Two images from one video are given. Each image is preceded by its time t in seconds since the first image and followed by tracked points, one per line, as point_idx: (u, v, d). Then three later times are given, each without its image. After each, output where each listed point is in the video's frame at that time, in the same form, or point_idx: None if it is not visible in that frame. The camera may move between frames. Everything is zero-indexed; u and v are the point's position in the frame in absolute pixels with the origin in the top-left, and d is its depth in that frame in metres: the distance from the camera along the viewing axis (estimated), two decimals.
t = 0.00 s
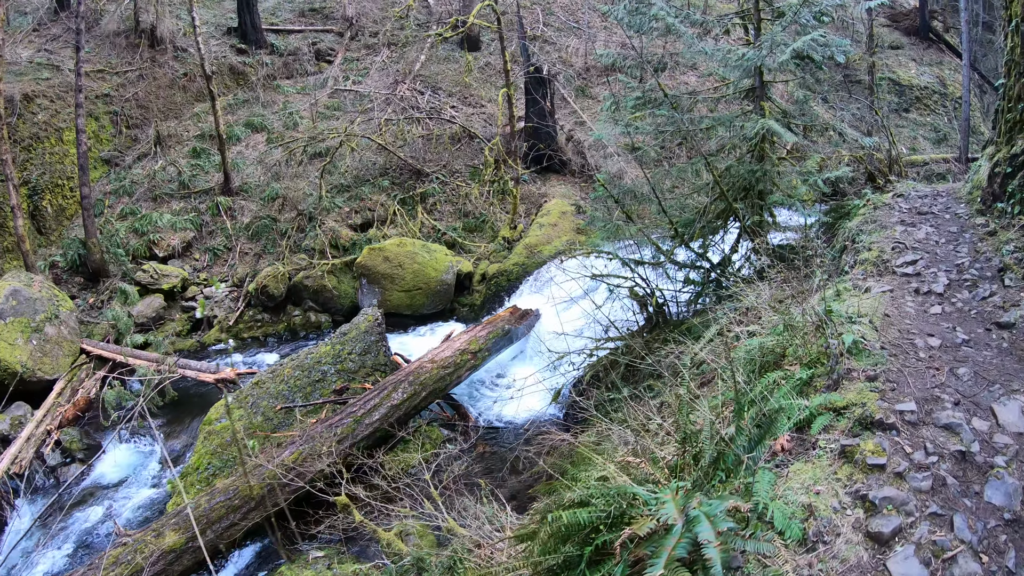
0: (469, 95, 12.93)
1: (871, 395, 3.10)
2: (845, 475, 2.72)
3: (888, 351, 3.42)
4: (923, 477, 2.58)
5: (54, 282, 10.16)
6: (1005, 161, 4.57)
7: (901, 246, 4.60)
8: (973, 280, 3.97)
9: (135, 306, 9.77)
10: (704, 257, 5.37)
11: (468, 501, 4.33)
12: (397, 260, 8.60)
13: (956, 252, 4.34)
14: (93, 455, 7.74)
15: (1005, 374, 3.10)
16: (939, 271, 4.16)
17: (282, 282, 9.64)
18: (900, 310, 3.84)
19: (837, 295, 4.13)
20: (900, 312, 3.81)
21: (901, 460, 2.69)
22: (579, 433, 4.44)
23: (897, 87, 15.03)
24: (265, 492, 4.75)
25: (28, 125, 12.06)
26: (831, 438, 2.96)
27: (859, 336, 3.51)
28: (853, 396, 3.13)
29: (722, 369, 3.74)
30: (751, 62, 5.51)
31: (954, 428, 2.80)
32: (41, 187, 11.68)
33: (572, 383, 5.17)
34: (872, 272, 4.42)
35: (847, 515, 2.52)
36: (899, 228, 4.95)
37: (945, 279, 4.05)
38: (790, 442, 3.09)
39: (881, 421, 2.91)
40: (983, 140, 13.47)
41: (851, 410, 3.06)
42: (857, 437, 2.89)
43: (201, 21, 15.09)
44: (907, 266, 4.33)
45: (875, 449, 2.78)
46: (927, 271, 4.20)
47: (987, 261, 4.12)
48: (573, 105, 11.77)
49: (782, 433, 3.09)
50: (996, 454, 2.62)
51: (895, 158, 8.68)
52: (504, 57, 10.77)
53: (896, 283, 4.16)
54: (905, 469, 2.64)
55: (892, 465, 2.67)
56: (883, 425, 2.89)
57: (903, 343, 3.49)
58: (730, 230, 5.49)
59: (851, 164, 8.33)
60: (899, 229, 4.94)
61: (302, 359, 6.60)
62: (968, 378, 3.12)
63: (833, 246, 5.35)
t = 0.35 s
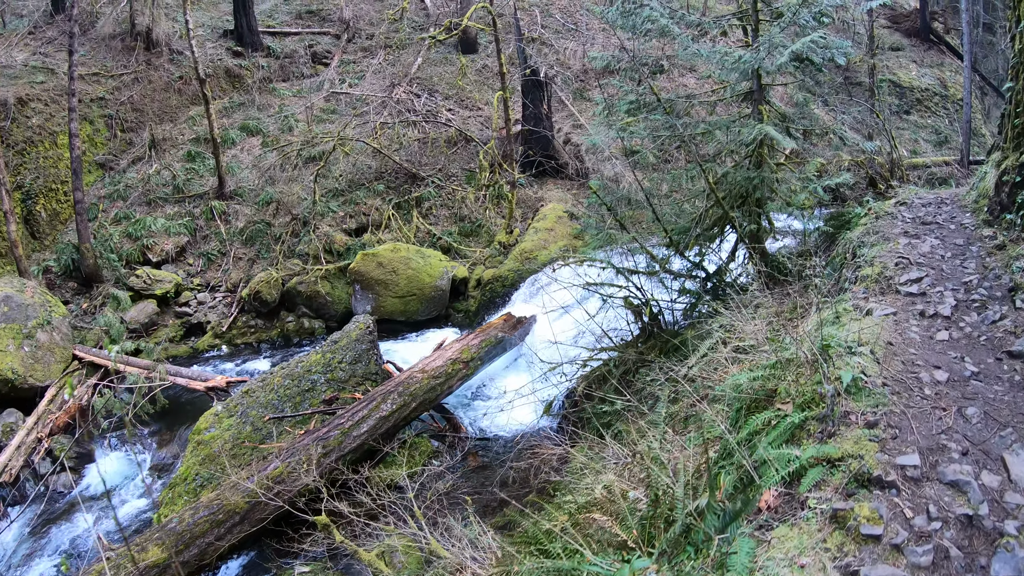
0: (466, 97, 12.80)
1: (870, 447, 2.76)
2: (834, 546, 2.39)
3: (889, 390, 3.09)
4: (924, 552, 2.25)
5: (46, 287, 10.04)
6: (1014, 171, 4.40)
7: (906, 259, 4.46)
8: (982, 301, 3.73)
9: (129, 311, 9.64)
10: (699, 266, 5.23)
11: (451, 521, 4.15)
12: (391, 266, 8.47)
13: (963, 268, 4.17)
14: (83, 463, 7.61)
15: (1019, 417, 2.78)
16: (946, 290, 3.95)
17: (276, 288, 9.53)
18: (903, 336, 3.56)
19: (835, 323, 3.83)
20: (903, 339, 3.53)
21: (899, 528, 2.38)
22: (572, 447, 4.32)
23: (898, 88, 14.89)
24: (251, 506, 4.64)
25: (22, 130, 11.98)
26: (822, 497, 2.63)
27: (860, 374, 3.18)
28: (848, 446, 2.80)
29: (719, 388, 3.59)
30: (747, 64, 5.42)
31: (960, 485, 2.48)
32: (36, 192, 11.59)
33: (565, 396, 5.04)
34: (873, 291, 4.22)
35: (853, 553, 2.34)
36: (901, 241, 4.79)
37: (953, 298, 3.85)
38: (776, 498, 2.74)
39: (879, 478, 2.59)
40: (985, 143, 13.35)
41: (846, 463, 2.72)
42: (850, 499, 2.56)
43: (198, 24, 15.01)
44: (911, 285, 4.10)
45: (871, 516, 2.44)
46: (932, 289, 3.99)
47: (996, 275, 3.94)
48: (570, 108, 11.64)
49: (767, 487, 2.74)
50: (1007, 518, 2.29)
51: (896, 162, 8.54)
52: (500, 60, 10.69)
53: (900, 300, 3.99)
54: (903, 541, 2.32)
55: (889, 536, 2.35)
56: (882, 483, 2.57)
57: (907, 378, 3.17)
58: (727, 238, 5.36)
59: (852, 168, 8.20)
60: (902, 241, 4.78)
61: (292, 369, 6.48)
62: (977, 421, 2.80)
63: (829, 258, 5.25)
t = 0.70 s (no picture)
0: (463, 99, 12.74)
1: (847, 490, 2.68)
2: None
3: (874, 424, 2.99)
4: None
5: (41, 292, 10.02)
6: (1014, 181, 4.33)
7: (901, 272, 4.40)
8: (978, 321, 3.64)
9: (124, 316, 9.62)
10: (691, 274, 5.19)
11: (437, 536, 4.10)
12: (385, 272, 8.41)
13: (958, 283, 4.10)
14: (78, 469, 7.53)
15: (1011, 454, 2.66)
16: (940, 307, 3.88)
17: (271, 293, 9.49)
18: (893, 361, 3.48)
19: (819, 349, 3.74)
20: (893, 365, 3.44)
21: None
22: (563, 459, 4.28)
23: (897, 90, 14.82)
24: (241, 515, 4.58)
25: (19, 134, 11.97)
26: (791, 546, 2.57)
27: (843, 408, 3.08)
28: (824, 489, 2.71)
29: (709, 404, 3.53)
30: (739, 69, 5.39)
31: (941, 535, 2.39)
32: (32, 197, 11.57)
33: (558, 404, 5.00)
34: (862, 310, 4.17)
35: None
36: (896, 252, 4.72)
37: (947, 316, 3.78)
38: (743, 544, 2.66)
39: (854, 527, 2.51)
40: (984, 145, 13.29)
41: (820, 508, 2.65)
42: (820, 551, 2.50)
43: (194, 27, 14.99)
44: (904, 303, 4.03)
45: (840, 572, 2.38)
46: (926, 307, 3.92)
47: (993, 291, 3.86)
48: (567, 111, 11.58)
49: (734, 531, 2.69)
50: None
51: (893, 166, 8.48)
52: (495, 64, 10.68)
53: (892, 318, 3.93)
54: None
55: None
56: (856, 532, 2.49)
57: (894, 410, 3.07)
58: (719, 246, 5.33)
59: (849, 173, 8.13)
60: (897, 253, 4.71)
61: (285, 376, 6.44)
62: (966, 459, 2.70)
63: (824, 270, 5.19)
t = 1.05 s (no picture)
0: (458, 100, 12.69)
1: (803, 531, 2.60)
2: None
3: (844, 454, 2.94)
4: None
5: (36, 296, 10.00)
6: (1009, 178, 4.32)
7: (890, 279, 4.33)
8: (967, 334, 3.58)
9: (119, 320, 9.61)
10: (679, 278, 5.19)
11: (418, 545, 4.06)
12: (378, 274, 8.38)
13: (949, 291, 4.03)
14: (71, 474, 7.49)
15: (992, 488, 2.56)
16: (928, 319, 3.82)
17: (264, 296, 9.46)
18: (873, 380, 3.42)
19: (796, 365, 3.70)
20: (872, 386, 3.39)
21: None
22: (548, 467, 4.23)
23: (895, 88, 14.75)
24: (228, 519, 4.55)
25: (14, 138, 11.96)
26: None
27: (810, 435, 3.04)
28: (778, 530, 2.63)
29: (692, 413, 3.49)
30: (726, 67, 5.46)
31: None
32: (27, 201, 11.57)
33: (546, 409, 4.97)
34: (843, 321, 4.11)
35: None
36: (885, 258, 4.66)
37: (935, 329, 3.72)
38: None
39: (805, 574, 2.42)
40: (983, 143, 13.20)
41: (772, 550, 2.55)
42: None
43: (190, 30, 14.98)
44: (889, 315, 3.97)
45: None
46: (912, 319, 3.86)
47: (984, 300, 3.80)
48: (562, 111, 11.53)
49: (678, 569, 2.54)
50: None
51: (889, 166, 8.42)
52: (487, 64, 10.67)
53: (875, 331, 3.87)
54: None
55: None
56: None
57: (869, 437, 3.02)
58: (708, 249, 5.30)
59: (843, 173, 8.08)
60: (887, 259, 4.64)
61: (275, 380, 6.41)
62: (943, 494, 2.61)
63: (813, 275, 5.12)
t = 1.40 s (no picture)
0: (454, 99, 12.64)
1: (757, 568, 2.59)
2: None
3: (812, 482, 2.92)
4: None
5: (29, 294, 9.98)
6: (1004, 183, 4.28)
7: (879, 288, 4.30)
8: (954, 350, 3.56)
9: (112, 318, 9.58)
10: (669, 282, 5.19)
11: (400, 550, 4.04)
12: (371, 274, 8.34)
13: (938, 303, 4.00)
14: (62, 473, 7.47)
15: (970, 523, 2.58)
16: (915, 332, 3.80)
17: (257, 295, 9.42)
18: (853, 400, 3.40)
19: (773, 382, 3.66)
20: (850, 406, 3.36)
21: None
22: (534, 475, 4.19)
23: (893, 90, 14.71)
24: (216, 518, 4.53)
25: (8, 136, 11.93)
26: None
27: (777, 462, 3.02)
28: (729, 566, 2.64)
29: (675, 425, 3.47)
30: (714, 68, 5.44)
31: None
32: (22, 199, 11.54)
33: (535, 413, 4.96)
34: (825, 335, 4.07)
35: None
36: (874, 265, 4.63)
37: (922, 343, 3.69)
38: None
39: None
40: (982, 145, 13.14)
41: None
42: None
43: (186, 28, 14.93)
44: (873, 328, 3.94)
45: None
46: (898, 332, 3.83)
47: (975, 313, 3.78)
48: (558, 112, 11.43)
49: None
50: None
51: (884, 169, 8.38)
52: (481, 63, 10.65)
53: (857, 345, 3.85)
54: None
55: None
56: None
57: (841, 463, 3.01)
58: (699, 253, 5.27)
59: (838, 176, 8.04)
60: (876, 266, 4.61)
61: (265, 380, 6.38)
62: (917, 530, 2.61)
63: (800, 283, 5.02)
